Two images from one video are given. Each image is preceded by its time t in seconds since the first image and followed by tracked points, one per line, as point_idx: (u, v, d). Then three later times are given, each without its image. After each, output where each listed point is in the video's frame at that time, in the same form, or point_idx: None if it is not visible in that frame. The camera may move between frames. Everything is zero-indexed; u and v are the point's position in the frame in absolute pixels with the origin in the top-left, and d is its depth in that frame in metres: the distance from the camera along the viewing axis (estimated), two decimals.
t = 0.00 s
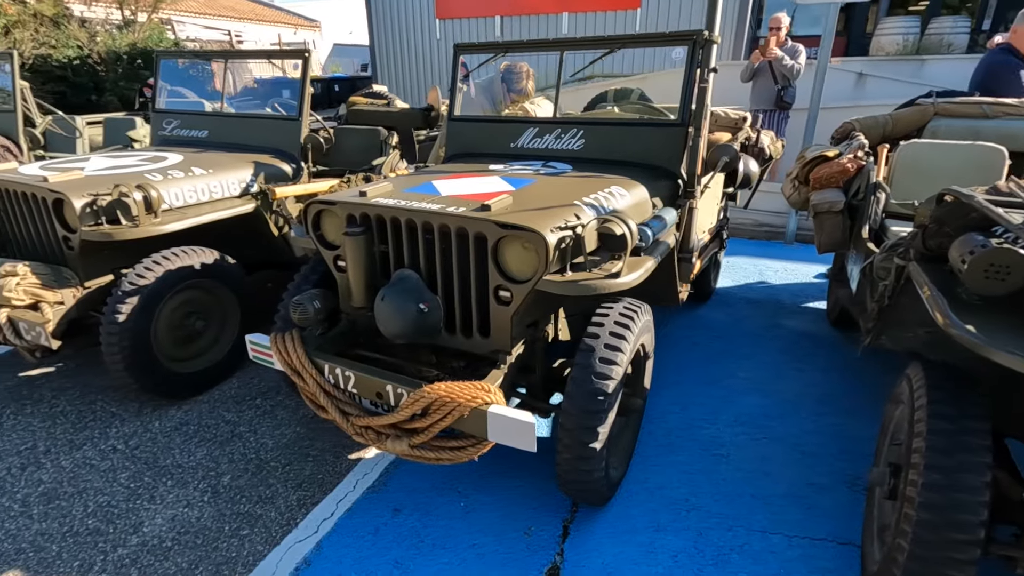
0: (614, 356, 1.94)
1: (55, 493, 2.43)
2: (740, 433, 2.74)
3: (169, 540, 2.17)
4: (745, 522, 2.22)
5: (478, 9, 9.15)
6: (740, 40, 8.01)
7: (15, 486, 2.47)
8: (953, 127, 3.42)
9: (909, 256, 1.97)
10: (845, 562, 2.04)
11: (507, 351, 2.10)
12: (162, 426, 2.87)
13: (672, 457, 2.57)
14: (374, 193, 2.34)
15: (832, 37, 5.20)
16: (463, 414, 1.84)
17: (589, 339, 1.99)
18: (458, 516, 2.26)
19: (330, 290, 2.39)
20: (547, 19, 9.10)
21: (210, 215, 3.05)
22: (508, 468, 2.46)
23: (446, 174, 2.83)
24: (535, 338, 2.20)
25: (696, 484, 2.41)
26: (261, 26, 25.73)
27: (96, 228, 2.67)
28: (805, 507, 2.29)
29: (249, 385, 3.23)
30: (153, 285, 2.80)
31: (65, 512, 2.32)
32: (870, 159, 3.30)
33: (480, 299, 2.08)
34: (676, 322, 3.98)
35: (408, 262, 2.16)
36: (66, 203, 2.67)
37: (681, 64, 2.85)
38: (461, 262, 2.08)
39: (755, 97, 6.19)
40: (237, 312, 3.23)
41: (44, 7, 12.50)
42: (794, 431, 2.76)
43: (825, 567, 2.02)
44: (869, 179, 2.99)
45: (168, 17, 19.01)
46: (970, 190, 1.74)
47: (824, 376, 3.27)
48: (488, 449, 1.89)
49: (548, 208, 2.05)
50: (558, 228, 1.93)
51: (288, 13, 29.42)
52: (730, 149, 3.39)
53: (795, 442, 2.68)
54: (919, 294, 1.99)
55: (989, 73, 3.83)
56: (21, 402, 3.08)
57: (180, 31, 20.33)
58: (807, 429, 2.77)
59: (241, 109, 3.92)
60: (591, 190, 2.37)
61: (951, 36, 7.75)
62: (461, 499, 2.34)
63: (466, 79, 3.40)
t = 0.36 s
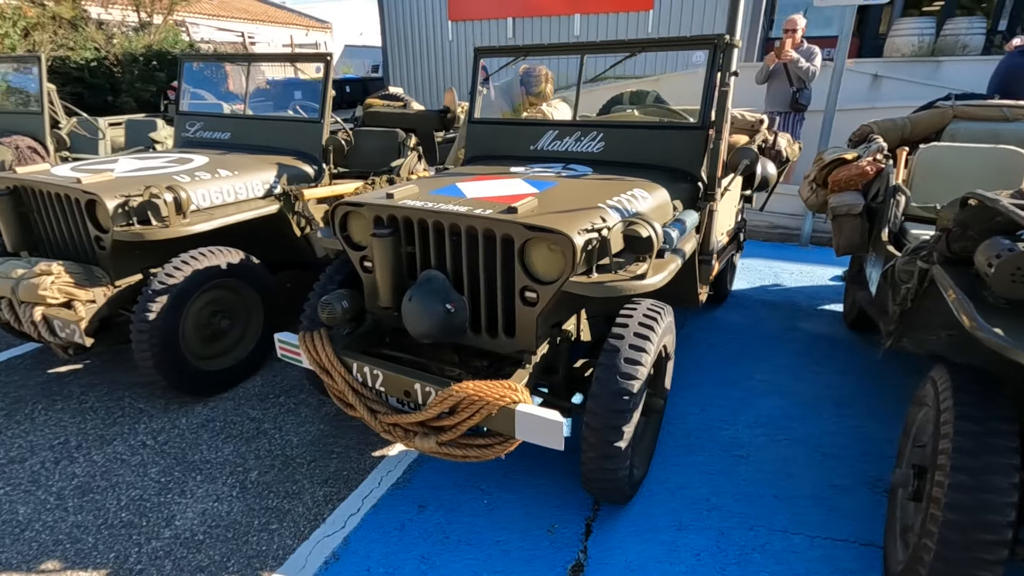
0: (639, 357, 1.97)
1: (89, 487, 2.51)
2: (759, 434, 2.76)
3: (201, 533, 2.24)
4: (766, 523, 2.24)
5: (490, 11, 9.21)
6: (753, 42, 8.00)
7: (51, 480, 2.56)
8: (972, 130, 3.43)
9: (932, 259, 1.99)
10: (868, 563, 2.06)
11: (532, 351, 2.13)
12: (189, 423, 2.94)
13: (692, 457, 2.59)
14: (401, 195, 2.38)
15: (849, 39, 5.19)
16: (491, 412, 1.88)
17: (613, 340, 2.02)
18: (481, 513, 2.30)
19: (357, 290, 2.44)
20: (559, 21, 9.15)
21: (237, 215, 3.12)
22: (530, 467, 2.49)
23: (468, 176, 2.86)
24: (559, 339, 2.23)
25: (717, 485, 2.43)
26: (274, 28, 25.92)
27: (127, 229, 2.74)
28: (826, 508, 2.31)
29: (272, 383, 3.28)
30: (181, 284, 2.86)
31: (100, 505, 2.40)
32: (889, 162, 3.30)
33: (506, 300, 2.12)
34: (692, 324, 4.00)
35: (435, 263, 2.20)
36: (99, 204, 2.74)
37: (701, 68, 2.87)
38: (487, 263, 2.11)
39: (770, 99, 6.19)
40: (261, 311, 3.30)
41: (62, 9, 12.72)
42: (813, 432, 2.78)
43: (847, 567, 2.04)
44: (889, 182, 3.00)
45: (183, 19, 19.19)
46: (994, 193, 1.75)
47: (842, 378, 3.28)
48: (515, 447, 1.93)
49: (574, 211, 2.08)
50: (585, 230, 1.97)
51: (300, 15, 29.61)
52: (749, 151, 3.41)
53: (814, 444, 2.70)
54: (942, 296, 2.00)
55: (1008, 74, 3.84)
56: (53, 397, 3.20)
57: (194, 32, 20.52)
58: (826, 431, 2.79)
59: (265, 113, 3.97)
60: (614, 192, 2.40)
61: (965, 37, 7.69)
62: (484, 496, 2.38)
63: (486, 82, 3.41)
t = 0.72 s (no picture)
0: (666, 357, 1.98)
1: (118, 482, 2.55)
2: (781, 435, 2.77)
3: (229, 528, 2.27)
4: (791, 523, 2.24)
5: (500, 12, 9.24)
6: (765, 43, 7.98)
7: (80, 475, 2.61)
8: (993, 131, 3.41)
9: (959, 262, 2.00)
10: (894, 564, 2.06)
11: (558, 351, 2.15)
12: (214, 420, 2.97)
13: (715, 457, 2.60)
14: (427, 195, 2.40)
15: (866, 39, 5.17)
16: (520, 411, 1.90)
17: (641, 340, 2.04)
18: (506, 511, 2.32)
19: (382, 290, 2.46)
20: (569, 21, 9.18)
21: (260, 215, 3.16)
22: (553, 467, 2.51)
23: (490, 176, 2.88)
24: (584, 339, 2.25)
25: (740, 485, 2.44)
26: (284, 29, 26.06)
27: (155, 228, 2.79)
28: (850, 509, 2.31)
29: (294, 381, 3.31)
30: (206, 283, 2.90)
31: (129, 500, 2.44)
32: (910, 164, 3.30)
33: (533, 300, 2.14)
34: (709, 325, 4.01)
35: (462, 263, 2.22)
36: (127, 204, 2.79)
37: (724, 69, 2.87)
38: (515, 263, 2.13)
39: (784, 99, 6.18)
40: (282, 309, 3.33)
41: (77, 11, 12.87)
42: (835, 434, 2.78)
43: (873, 568, 2.05)
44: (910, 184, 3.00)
45: (194, 20, 19.33)
46: None
47: (861, 380, 3.28)
48: (543, 446, 1.95)
49: (601, 212, 2.10)
50: (613, 231, 1.99)
51: (309, 15, 29.72)
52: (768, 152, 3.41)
53: (836, 445, 2.70)
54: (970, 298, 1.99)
55: None
56: (78, 394, 3.26)
57: (205, 33, 20.67)
58: (847, 433, 2.79)
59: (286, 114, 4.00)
60: (639, 193, 2.41)
61: (979, 38, 7.62)
62: (508, 495, 2.39)
63: (505, 83, 3.44)
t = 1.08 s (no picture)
0: (698, 363, 1.94)
1: (140, 483, 2.54)
2: (808, 442, 2.72)
3: (252, 531, 2.26)
4: (822, 534, 2.19)
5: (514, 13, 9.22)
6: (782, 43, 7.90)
7: (102, 475, 2.60)
8: None
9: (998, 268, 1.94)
10: None
11: (586, 355, 2.12)
12: (234, 421, 2.96)
13: (741, 464, 2.55)
14: (451, 197, 2.37)
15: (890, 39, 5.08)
16: (549, 417, 1.87)
17: (670, 345, 2.00)
18: (531, 517, 2.28)
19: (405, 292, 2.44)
20: (581, 22, 9.22)
21: (281, 215, 3.15)
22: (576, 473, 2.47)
23: (513, 178, 2.85)
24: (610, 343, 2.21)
25: (768, 493, 2.39)
26: (296, 30, 26.20)
27: (178, 229, 2.80)
28: (883, 519, 2.26)
29: (312, 383, 3.30)
30: (227, 284, 2.89)
31: (152, 501, 2.43)
32: (940, 166, 3.23)
33: (561, 303, 2.10)
34: (730, 328, 3.95)
35: (488, 266, 2.20)
36: (151, 204, 2.78)
37: (752, 69, 2.80)
38: (542, 266, 2.10)
39: (804, 100, 6.09)
40: (302, 310, 3.32)
41: (94, 13, 12.99)
42: (863, 441, 2.72)
43: None
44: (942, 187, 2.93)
45: (209, 21, 19.46)
46: None
47: (888, 386, 3.21)
48: (571, 452, 1.91)
49: (631, 214, 2.06)
50: (645, 234, 1.95)
51: (322, 16, 29.83)
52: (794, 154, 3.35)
53: (865, 453, 2.65)
54: (1012, 305, 1.96)
55: None
56: (99, 393, 3.26)
57: (219, 34, 20.82)
58: (876, 441, 2.73)
59: (304, 114, 3.99)
60: (666, 195, 2.37)
61: (1001, 38, 7.49)
62: (531, 501, 2.36)
63: (526, 84, 3.39)
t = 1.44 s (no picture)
0: (744, 376, 1.81)
1: (155, 490, 2.47)
2: (851, 457, 2.58)
3: (270, 545, 2.17)
4: (872, 558, 2.06)
5: (532, 10, 9.11)
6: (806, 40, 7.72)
7: (117, 482, 2.52)
8: None
9: None
10: None
11: (621, 365, 2.00)
12: (251, 426, 2.88)
13: (781, 481, 2.42)
14: (479, 197, 2.27)
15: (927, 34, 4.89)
16: (585, 433, 1.75)
17: (713, 357, 1.88)
18: (560, 535, 2.17)
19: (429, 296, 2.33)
20: (600, 19, 9.11)
21: (301, 215, 3.07)
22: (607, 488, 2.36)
23: (540, 177, 2.74)
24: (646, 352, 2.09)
25: (812, 513, 2.26)
26: (313, 29, 26.27)
27: (195, 228, 2.73)
28: (936, 543, 2.13)
29: (331, 386, 3.21)
30: (246, 285, 2.80)
31: (167, 510, 2.35)
32: (988, 165, 3.08)
33: (595, 311, 1.99)
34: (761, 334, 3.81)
35: (518, 270, 2.09)
36: (168, 203, 2.71)
37: (792, 63, 2.68)
38: (575, 271, 1.99)
39: (834, 99, 5.92)
40: (320, 312, 3.24)
41: (114, 12, 13.05)
42: (909, 457, 2.58)
43: None
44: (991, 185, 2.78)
45: (227, 19, 19.54)
46: None
47: (932, 397, 3.06)
48: (608, 470, 1.80)
49: (671, 217, 1.94)
50: (688, 238, 1.83)
51: (337, 15, 29.90)
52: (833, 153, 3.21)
53: (913, 470, 2.51)
54: None
55: None
56: (115, 395, 3.20)
57: (236, 32, 20.91)
58: (923, 457, 2.59)
59: (323, 112, 3.91)
60: (705, 196, 2.25)
61: None
62: (560, 517, 2.25)
63: (552, 80, 3.27)
